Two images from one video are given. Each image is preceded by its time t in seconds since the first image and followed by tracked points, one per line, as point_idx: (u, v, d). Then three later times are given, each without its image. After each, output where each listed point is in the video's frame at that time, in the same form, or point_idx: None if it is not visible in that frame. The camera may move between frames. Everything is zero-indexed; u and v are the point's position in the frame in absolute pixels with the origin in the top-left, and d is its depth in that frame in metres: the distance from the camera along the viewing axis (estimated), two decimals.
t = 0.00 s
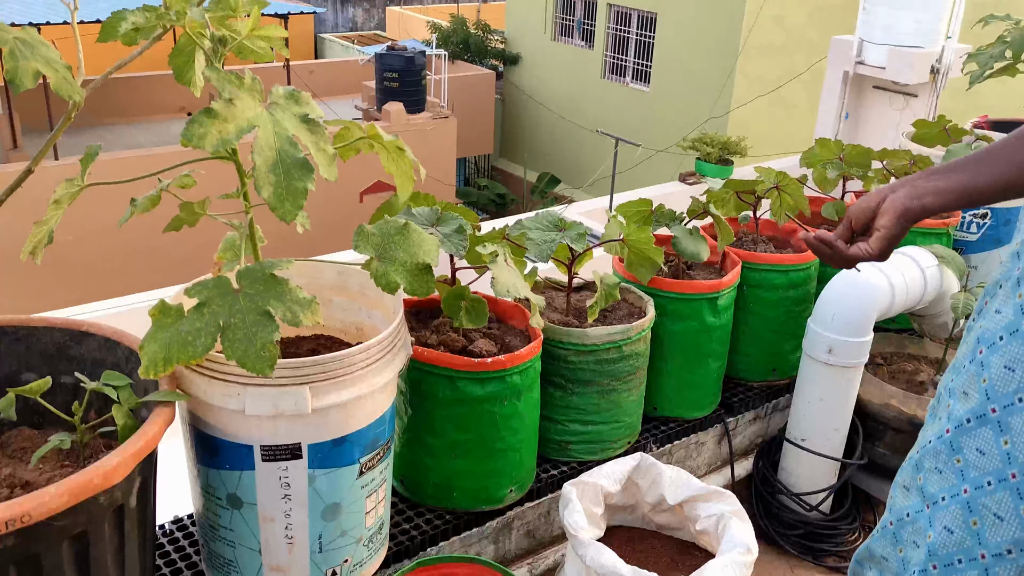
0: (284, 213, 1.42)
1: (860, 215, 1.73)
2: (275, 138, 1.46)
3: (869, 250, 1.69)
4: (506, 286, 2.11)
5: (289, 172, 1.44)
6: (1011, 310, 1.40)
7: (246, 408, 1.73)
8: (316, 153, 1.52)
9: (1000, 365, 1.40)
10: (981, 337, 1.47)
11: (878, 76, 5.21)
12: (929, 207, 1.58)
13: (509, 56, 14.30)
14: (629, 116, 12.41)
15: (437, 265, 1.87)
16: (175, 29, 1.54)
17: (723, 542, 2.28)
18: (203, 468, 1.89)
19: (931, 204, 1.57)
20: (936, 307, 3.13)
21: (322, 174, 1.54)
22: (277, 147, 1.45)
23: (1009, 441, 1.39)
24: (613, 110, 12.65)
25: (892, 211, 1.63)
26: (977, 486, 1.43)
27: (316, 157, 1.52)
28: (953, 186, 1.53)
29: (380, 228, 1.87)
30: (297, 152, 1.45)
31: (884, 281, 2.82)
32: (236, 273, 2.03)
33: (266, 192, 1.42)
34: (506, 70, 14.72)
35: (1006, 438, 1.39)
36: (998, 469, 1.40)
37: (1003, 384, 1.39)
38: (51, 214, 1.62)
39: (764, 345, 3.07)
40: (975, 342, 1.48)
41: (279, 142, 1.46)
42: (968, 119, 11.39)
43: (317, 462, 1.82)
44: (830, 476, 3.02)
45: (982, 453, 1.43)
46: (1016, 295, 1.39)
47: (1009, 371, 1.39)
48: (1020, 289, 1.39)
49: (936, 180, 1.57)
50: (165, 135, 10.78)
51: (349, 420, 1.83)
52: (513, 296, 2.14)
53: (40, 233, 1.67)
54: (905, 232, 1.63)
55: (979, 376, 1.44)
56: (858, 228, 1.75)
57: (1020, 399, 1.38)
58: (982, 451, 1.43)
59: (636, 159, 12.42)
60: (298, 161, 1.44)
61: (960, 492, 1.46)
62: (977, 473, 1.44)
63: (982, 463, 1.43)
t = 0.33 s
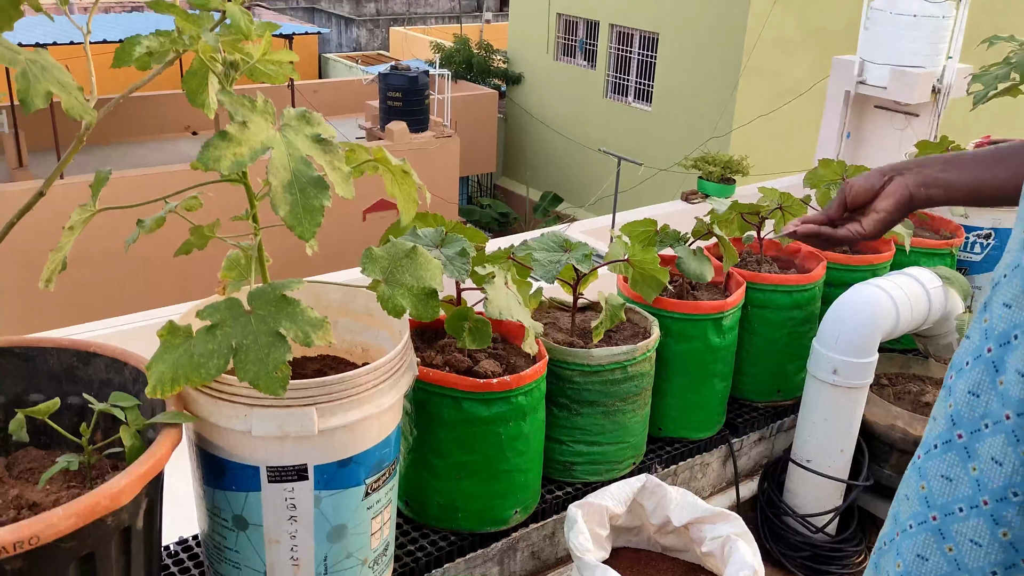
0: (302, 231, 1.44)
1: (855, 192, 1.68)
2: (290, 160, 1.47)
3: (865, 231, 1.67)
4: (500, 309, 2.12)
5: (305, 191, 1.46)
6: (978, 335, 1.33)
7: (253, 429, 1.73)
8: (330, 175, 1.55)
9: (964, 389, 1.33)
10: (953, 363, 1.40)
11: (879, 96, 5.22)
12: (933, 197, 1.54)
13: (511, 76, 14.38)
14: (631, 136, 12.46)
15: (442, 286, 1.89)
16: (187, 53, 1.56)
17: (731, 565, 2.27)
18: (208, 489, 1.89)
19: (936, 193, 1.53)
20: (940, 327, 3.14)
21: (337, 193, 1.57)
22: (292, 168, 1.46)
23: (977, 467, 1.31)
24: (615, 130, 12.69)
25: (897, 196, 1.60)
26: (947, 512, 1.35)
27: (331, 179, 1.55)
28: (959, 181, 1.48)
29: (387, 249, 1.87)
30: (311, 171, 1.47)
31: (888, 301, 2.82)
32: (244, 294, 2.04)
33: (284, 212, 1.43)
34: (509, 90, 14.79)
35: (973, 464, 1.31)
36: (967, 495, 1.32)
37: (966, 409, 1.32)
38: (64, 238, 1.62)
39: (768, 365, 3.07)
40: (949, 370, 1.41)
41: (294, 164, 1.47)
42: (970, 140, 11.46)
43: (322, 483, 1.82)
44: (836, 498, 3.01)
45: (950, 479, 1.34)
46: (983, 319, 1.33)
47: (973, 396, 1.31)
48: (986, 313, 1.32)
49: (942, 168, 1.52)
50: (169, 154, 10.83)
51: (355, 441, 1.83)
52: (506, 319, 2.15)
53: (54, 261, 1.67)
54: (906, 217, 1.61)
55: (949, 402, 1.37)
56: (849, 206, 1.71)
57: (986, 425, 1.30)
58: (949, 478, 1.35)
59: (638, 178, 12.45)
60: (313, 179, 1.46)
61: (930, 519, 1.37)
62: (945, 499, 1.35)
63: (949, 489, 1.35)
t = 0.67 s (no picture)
0: (322, 248, 1.46)
1: (874, 16, 1.25)
2: (308, 176, 1.49)
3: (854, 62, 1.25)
4: (518, 322, 2.13)
5: (324, 208, 1.47)
6: (943, 358, 1.39)
7: (266, 443, 1.74)
8: (347, 188, 1.56)
9: (928, 414, 1.38)
10: (920, 389, 1.45)
11: (884, 107, 5.40)
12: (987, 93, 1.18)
13: (515, 88, 14.43)
14: (634, 147, 12.49)
15: (453, 302, 1.91)
16: (204, 71, 1.59)
17: None
18: (221, 503, 1.90)
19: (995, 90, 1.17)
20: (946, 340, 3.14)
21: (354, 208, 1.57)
22: (310, 185, 1.48)
23: (946, 494, 1.37)
24: (618, 142, 12.72)
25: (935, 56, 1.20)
26: (916, 543, 1.41)
27: (348, 192, 1.56)
28: None
29: (398, 265, 1.89)
30: (329, 188, 1.49)
31: (895, 314, 2.82)
32: (256, 309, 2.05)
33: (303, 228, 1.46)
34: (512, 102, 14.83)
35: (942, 491, 1.38)
36: (937, 524, 1.39)
37: (929, 436, 1.38)
38: (81, 255, 1.63)
39: (776, 378, 3.07)
40: (915, 395, 1.46)
41: (312, 180, 1.49)
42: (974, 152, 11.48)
43: (333, 497, 1.83)
44: (844, 511, 3.01)
45: (919, 508, 1.40)
46: (948, 343, 1.39)
47: (938, 422, 1.37)
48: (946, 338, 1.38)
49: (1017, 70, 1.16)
50: (174, 167, 10.87)
51: (366, 455, 1.84)
52: (524, 333, 2.16)
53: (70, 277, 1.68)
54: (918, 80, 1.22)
55: (914, 427, 1.42)
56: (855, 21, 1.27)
57: (952, 452, 1.36)
58: (913, 507, 1.41)
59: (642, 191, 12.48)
60: (331, 196, 1.48)
61: (895, 552, 1.43)
62: (914, 530, 1.41)
63: (916, 519, 1.41)
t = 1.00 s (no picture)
0: (330, 258, 1.47)
1: None
2: (318, 188, 1.50)
3: None
4: (527, 328, 2.14)
5: (334, 219, 1.48)
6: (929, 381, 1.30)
7: (280, 449, 1.75)
8: (357, 200, 1.57)
9: (910, 434, 1.30)
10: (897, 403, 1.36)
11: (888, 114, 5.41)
12: None
13: (519, 96, 14.45)
14: (639, 155, 12.50)
15: (464, 310, 1.91)
16: (219, 82, 1.60)
17: None
18: (234, 510, 1.91)
19: None
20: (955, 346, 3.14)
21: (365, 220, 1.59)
22: (320, 197, 1.49)
23: (918, 517, 1.31)
24: (623, 149, 12.73)
25: None
26: (882, 558, 1.35)
27: (359, 204, 1.57)
28: None
29: (410, 273, 1.90)
30: (339, 200, 1.49)
31: (906, 320, 2.81)
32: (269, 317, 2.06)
33: (313, 238, 1.46)
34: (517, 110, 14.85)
35: (915, 513, 1.31)
36: (904, 544, 1.33)
37: (910, 458, 1.30)
38: (97, 264, 1.64)
39: (785, 385, 3.07)
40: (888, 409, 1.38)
41: (322, 193, 1.50)
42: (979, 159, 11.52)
43: (346, 504, 1.84)
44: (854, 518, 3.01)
45: (887, 525, 1.33)
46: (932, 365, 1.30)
47: (918, 445, 1.29)
48: (932, 352, 1.28)
49: None
50: (180, 175, 10.92)
51: (379, 462, 1.84)
52: (534, 340, 2.17)
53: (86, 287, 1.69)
54: None
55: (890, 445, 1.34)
56: None
57: (929, 476, 1.29)
58: (884, 523, 1.34)
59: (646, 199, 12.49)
60: (341, 208, 1.49)
61: (862, 561, 1.37)
62: (881, 544, 1.35)
63: (886, 536, 1.34)
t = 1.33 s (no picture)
0: (364, 265, 1.48)
1: None
2: (344, 199, 1.52)
3: None
4: (546, 339, 2.15)
5: (362, 228, 1.50)
6: (882, 381, 1.41)
7: (294, 464, 1.76)
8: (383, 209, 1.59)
9: (865, 437, 1.42)
10: (858, 407, 1.49)
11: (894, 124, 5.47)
12: None
13: (527, 107, 14.48)
14: (647, 166, 12.52)
15: (479, 322, 1.93)
16: (243, 99, 1.63)
17: None
18: (248, 524, 1.92)
19: None
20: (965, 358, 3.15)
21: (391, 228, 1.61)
22: (347, 207, 1.51)
23: (872, 519, 1.43)
24: (630, 160, 12.75)
25: None
26: (836, 566, 1.47)
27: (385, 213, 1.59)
28: None
29: (424, 286, 1.92)
30: (366, 209, 1.51)
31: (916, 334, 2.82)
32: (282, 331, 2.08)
33: (343, 248, 1.48)
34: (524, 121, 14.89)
35: (869, 516, 1.43)
36: (861, 548, 1.45)
37: (865, 460, 1.42)
38: (116, 277, 1.66)
39: (795, 398, 3.07)
40: (852, 414, 1.50)
41: (348, 203, 1.51)
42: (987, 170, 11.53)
43: (359, 517, 1.84)
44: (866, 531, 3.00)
45: (841, 531, 1.45)
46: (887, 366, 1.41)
47: (867, 446, 1.41)
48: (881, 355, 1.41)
49: None
50: (189, 187, 10.99)
51: (392, 476, 1.85)
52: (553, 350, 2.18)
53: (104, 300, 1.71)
54: None
55: (851, 448, 1.46)
56: None
57: (880, 477, 1.41)
58: (840, 530, 1.46)
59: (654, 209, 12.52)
60: (369, 216, 1.50)
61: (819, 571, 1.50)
62: (836, 553, 1.47)
63: (841, 542, 1.46)
